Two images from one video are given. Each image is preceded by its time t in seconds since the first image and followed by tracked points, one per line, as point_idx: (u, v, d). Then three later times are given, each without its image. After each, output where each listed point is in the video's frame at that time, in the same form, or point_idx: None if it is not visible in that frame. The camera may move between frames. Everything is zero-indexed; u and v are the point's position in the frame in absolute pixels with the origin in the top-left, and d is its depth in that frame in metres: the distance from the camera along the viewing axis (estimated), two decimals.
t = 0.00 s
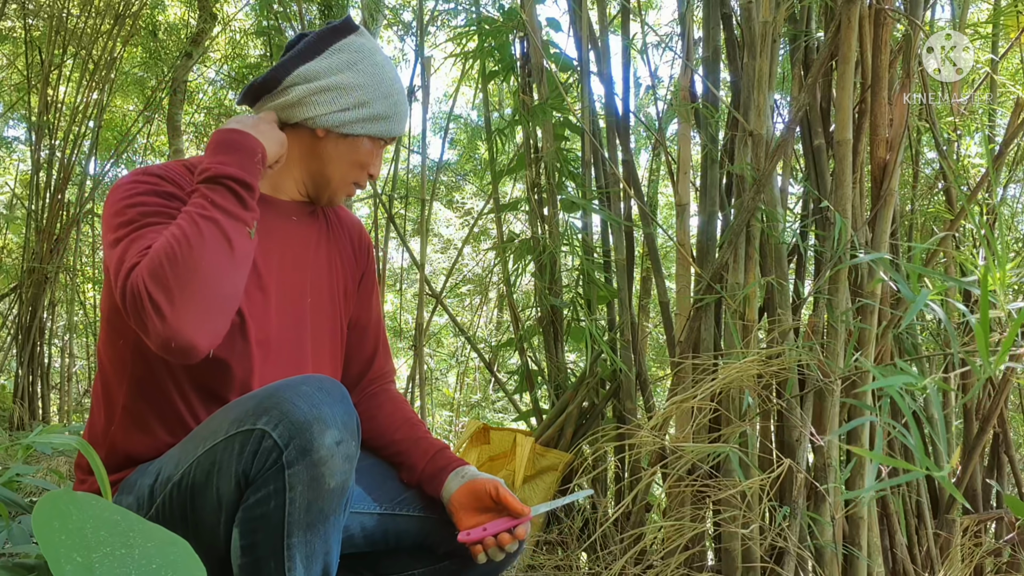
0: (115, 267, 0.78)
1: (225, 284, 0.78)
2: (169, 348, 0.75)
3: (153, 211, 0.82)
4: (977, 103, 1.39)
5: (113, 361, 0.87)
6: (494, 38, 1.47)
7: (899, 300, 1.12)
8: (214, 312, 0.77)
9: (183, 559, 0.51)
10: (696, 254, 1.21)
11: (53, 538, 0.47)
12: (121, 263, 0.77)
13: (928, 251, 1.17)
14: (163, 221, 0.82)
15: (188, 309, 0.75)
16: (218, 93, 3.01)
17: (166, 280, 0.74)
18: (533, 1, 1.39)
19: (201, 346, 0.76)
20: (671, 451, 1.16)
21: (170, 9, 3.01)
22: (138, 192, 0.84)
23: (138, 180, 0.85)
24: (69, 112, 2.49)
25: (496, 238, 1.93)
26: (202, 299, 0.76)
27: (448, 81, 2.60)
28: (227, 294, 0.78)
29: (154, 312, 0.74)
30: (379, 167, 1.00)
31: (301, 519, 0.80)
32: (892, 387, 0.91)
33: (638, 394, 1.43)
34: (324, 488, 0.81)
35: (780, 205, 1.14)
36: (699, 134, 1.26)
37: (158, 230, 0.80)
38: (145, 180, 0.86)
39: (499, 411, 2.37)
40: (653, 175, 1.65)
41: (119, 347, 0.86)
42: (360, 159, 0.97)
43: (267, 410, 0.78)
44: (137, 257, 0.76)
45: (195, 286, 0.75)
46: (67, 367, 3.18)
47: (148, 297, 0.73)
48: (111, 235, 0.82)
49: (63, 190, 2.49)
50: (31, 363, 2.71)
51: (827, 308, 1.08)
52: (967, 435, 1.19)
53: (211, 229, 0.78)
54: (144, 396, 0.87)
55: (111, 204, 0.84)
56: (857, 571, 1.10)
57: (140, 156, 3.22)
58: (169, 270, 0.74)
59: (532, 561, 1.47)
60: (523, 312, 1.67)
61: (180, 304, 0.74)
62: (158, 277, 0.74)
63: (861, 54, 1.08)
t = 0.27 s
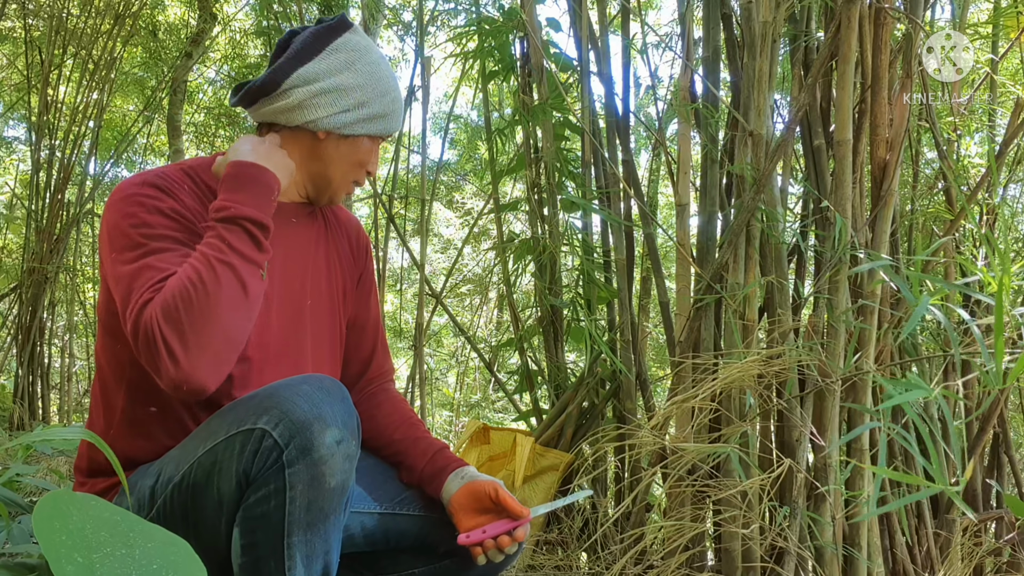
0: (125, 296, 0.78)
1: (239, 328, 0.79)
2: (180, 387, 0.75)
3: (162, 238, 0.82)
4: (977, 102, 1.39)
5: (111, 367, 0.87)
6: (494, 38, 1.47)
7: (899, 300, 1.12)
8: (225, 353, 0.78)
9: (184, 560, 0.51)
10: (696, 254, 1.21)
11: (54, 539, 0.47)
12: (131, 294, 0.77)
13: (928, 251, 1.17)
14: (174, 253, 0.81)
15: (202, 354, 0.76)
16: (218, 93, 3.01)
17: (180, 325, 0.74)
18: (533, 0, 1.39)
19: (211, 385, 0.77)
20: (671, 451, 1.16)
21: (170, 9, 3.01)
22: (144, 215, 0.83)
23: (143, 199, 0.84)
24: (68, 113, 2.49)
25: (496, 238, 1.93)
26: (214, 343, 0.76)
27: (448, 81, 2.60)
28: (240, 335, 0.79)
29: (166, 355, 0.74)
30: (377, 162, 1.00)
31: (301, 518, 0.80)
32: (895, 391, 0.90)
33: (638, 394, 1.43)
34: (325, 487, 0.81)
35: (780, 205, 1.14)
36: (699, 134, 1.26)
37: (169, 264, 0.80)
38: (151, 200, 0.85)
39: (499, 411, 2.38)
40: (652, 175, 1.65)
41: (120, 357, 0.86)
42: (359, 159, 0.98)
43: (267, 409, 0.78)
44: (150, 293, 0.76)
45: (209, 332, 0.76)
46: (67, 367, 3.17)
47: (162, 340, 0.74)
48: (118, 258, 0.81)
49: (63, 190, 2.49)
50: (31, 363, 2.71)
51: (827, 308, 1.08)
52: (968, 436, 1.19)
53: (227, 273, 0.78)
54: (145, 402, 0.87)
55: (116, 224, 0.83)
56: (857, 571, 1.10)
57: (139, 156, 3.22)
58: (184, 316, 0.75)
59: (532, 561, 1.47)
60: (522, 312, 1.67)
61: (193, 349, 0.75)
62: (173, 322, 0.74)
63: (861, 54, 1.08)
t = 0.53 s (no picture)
0: (132, 311, 0.77)
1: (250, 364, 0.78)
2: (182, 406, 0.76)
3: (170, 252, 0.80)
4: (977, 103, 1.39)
5: (112, 367, 0.86)
6: (494, 38, 1.47)
7: (899, 300, 1.12)
8: (231, 381, 0.77)
9: (184, 559, 0.51)
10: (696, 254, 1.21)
11: (54, 539, 0.47)
12: (139, 312, 0.76)
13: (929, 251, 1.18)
14: (184, 273, 0.79)
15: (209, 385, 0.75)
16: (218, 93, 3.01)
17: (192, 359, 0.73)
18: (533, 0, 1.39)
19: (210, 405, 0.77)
20: (672, 451, 1.16)
21: (170, 9, 3.01)
22: (151, 223, 0.81)
23: (149, 205, 0.82)
24: (68, 113, 2.49)
25: (496, 238, 1.93)
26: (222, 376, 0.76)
27: (448, 81, 2.60)
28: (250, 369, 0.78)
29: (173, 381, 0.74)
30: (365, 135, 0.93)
31: (302, 518, 0.80)
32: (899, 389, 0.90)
33: (638, 394, 1.43)
34: (325, 487, 0.81)
35: (780, 205, 1.14)
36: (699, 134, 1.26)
37: (180, 288, 0.78)
38: (158, 206, 0.82)
39: (500, 411, 2.38)
40: (652, 175, 1.65)
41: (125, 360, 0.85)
42: (345, 139, 0.91)
43: (268, 410, 0.78)
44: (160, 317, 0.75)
45: (220, 368, 0.75)
46: (67, 367, 3.17)
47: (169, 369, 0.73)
48: (124, 267, 0.79)
49: (63, 190, 2.49)
50: (31, 363, 2.71)
51: (827, 308, 1.08)
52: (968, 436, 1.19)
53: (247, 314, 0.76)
54: (148, 404, 0.87)
55: (122, 231, 0.80)
56: (857, 571, 1.10)
57: (139, 156, 3.22)
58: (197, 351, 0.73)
59: (532, 561, 1.47)
60: (522, 312, 1.67)
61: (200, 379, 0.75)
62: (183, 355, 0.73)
63: (861, 54, 1.09)
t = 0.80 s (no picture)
0: (139, 306, 0.77)
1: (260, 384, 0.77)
2: (182, 410, 0.76)
3: (181, 250, 0.80)
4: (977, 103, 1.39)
5: (112, 365, 0.87)
6: (494, 38, 1.47)
7: (899, 300, 1.12)
8: (237, 397, 0.77)
9: (183, 560, 0.51)
10: (696, 254, 1.21)
11: (53, 538, 0.47)
12: (146, 309, 0.76)
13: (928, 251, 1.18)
14: (195, 283, 0.79)
15: (212, 396, 0.75)
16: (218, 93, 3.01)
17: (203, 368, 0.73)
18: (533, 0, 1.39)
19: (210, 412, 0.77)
20: (672, 451, 1.16)
21: (170, 8, 3.01)
22: (163, 219, 0.81)
23: (162, 200, 0.83)
24: (68, 112, 2.49)
25: (496, 238, 1.93)
26: (228, 390, 0.76)
27: (448, 81, 2.60)
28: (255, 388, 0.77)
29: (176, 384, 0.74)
30: (336, 111, 0.96)
31: (300, 520, 0.80)
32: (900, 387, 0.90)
33: (638, 394, 1.43)
34: (323, 489, 0.81)
35: (780, 205, 1.14)
36: (700, 134, 1.26)
37: (192, 300, 0.77)
38: (171, 202, 0.83)
39: (500, 411, 2.38)
40: (652, 174, 1.65)
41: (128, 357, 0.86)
42: (312, 117, 0.95)
43: (264, 412, 0.78)
44: (171, 317, 0.75)
45: (231, 383, 0.75)
46: (67, 367, 3.17)
47: (176, 372, 0.73)
48: (132, 259, 0.79)
49: (63, 190, 2.49)
50: (31, 363, 2.71)
51: (827, 308, 1.08)
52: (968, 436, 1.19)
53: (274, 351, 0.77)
54: (148, 404, 0.87)
55: (133, 224, 0.81)
56: (857, 571, 1.10)
57: (139, 156, 3.22)
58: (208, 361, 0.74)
59: (532, 561, 1.47)
60: (522, 312, 1.67)
61: (205, 388, 0.74)
62: (193, 362, 0.73)
63: (861, 54, 1.09)
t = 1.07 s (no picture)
0: (146, 297, 0.77)
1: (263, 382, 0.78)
2: (182, 405, 0.76)
3: (189, 243, 0.81)
4: (977, 103, 1.39)
5: (115, 362, 0.87)
6: (494, 38, 1.47)
7: (899, 300, 1.12)
8: (237, 394, 0.77)
9: (183, 560, 0.51)
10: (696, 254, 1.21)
11: (52, 539, 0.47)
12: (153, 300, 0.77)
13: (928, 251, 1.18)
14: (202, 279, 0.80)
15: (214, 391, 0.75)
16: (217, 93, 3.01)
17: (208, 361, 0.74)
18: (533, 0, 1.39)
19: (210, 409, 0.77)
20: (671, 451, 1.16)
21: (170, 9, 3.01)
22: (172, 212, 0.82)
23: (172, 194, 0.84)
24: (68, 112, 2.49)
25: (496, 238, 1.93)
26: (230, 387, 0.76)
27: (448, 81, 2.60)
28: (257, 387, 0.78)
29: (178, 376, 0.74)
30: (314, 106, 0.95)
31: (297, 524, 0.80)
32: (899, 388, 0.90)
33: (638, 394, 1.43)
34: (320, 493, 0.81)
35: (781, 205, 1.13)
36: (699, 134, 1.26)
37: (199, 296, 0.78)
38: (180, 196, 0.84)
39: (500, 411, 2.38)
40: (652, 174, 1.65)
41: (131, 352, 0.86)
42: (289, 114, 0.95)
43: (262, 414, 0.77)
44: (178, 309, 0.76)
45: (234, 380, 0.76)
46: (67, 367, 3.17)
47: (180, 363, 0.73)
48: (140, 251, 0.80)
49: (63, 190, 2.49)
50: (31, 363, 2.71)
51: (827, 308, 1.08)
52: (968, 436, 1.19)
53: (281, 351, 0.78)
54: (149, 403, 0.87)
55: (144, 216, 0.82)
56: (857, 571, 1.10)
57: (139, 156, 3.22)
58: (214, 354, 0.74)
59: (532, 561, 1.47)
60: (522, 313, 1.67)
61: (207, 383, 0.74)
62: (199, 354, 0.74)
63: (861, 54, 1.09)
